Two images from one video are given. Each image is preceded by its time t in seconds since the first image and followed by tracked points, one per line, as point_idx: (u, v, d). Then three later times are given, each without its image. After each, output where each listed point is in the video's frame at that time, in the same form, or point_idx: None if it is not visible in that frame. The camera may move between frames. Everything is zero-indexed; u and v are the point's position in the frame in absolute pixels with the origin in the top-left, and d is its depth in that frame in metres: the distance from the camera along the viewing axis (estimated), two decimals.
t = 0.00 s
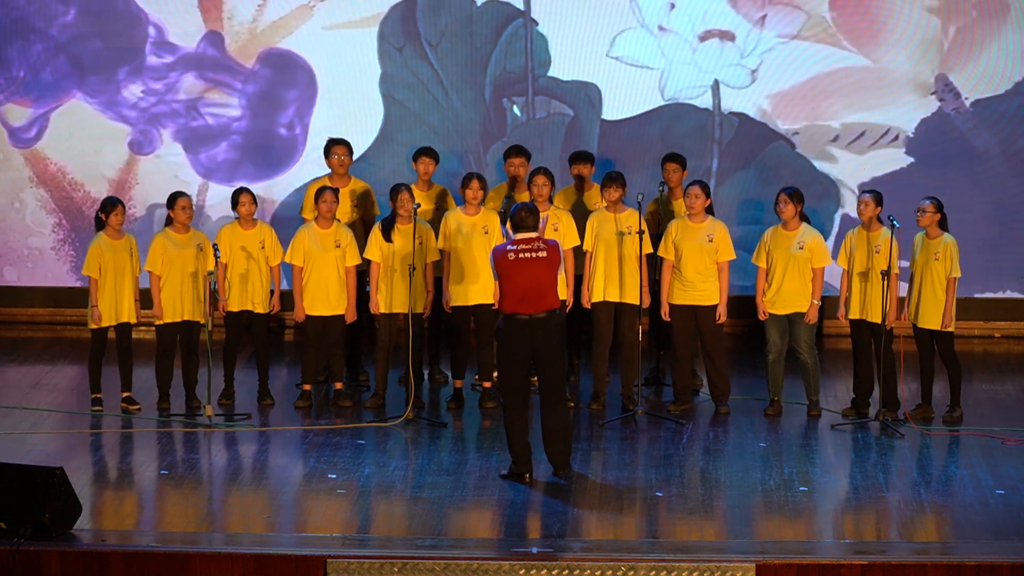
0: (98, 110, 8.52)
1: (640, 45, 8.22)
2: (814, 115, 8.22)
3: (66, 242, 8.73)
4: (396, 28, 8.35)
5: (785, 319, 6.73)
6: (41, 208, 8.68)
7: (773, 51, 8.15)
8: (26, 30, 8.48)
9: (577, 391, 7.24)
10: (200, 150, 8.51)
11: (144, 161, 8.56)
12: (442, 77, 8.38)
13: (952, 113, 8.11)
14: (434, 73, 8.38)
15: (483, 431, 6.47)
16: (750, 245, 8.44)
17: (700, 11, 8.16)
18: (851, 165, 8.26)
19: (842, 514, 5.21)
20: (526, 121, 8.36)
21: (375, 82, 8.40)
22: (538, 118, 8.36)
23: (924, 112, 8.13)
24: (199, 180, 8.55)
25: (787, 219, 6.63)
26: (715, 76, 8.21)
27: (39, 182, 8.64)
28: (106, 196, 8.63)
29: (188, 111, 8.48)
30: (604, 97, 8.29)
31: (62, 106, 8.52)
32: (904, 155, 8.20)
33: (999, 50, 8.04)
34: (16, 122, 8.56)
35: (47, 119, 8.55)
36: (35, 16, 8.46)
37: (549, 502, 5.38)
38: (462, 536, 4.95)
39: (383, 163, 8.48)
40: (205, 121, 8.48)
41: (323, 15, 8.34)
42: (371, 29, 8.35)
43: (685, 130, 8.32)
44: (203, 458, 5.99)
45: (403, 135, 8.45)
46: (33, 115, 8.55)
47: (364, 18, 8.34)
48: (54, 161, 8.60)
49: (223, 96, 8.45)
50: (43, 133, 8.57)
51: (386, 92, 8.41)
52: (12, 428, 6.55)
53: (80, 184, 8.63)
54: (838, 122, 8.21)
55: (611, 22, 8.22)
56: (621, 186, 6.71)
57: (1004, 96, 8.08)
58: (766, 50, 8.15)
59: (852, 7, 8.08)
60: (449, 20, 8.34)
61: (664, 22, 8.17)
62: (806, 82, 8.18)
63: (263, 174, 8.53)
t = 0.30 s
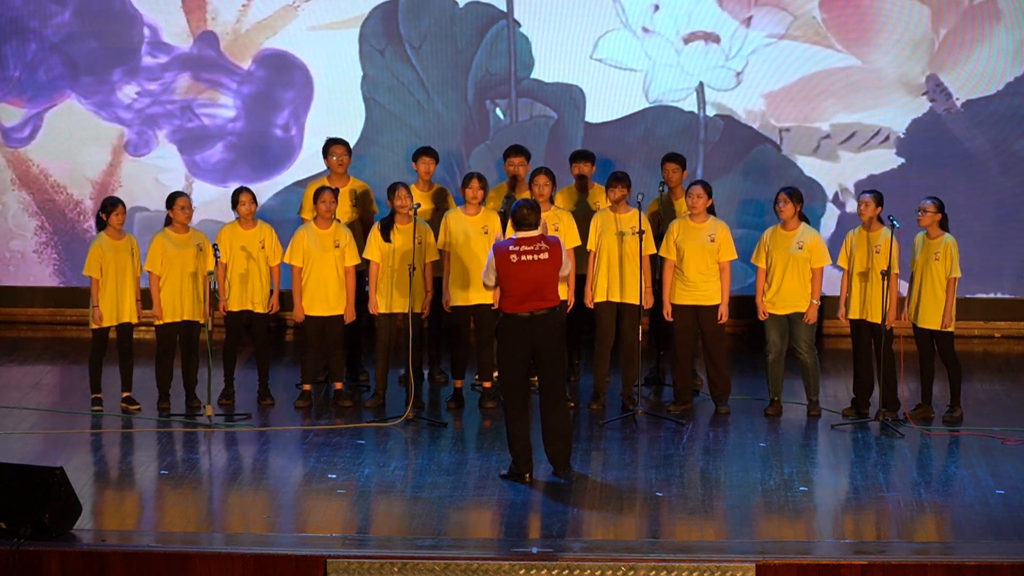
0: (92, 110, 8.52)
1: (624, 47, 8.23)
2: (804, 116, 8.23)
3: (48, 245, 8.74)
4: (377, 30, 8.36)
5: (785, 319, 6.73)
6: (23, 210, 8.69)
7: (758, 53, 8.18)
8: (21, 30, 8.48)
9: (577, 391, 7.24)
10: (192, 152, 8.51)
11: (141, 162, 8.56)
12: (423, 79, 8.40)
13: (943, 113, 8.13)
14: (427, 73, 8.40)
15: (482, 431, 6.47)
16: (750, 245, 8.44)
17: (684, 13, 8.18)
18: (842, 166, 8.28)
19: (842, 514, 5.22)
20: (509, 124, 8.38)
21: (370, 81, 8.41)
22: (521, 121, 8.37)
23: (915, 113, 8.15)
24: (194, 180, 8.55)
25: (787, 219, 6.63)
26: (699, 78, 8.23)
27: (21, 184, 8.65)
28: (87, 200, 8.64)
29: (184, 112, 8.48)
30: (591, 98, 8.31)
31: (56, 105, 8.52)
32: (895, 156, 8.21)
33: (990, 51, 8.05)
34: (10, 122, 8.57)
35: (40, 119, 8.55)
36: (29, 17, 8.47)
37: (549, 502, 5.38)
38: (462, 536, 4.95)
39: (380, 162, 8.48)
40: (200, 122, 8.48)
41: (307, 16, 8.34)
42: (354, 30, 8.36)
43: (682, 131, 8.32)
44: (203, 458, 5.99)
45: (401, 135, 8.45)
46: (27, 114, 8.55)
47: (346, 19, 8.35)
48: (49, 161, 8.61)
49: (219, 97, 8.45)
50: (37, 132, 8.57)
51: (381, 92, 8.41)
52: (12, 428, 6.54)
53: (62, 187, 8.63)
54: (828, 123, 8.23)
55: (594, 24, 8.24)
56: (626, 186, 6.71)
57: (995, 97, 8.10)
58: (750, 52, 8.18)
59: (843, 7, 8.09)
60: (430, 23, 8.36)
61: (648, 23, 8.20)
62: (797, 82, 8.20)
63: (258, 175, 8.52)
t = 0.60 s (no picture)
0: (88, 111, 8.51)
1: (608, 49, 8.23)
2: (796, 116, 8.23)
3: (31, 248, 8.75)
4: (359, 31, 8.36)
5: (785, 319, 6.73)
6: (6, 213, 8.70)
7: (745, 55, 8.17)
8: (17, 31, 8.48)
9: (576, 391, 7.23)
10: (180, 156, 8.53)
11: (138, 164, 8.56)
12: (406, 82, 8.40)
13: (935, 113, 8.13)
14: (423, 74, 8.39)
15: (482, 431, 6.47)
16: (750, 245, 8.43)
17: (670, 15, 8.17)
18: (835, 166, 8.28)
19: (842, 514, 5.22)
20: (492, 127, 8.39)
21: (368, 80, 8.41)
22: (504, 124, 8.38)
23: (907, 113, 8.15)
24: (192, 181, 8.55)
25: (787, 219, 6.63)
26: (684, 81, 8.22)
27: (5, 187, 8.66)
28: (70, 203, 8.64)
29: (181, 114, 8.48)
30: (578, 101, 8.31)
31: (53, 104, 8.51)
32: (888, 158, 8.21)
33: (983, 52, 8.06)
34: (5, 122, 8.56)
35: (37, 119, 8.54)
36: (25, 17, 8.47)
37: (549, 502, 5.38)
38: (461, 537, 4.95)
39: (378, 163, 8.48)
40: (198, 124, 8.48)
41: (293, 17, 8.35)
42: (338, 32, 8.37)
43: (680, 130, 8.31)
44: (203, 458, 5.99)
45: (399, 134, 8.45)
46: (23, 113, 8.54)
47: (331, 20, 8.35)
48: (43, 161, 8.60)
49: (217, 98, 8.45)
50: (33, 131, 8.56)
51: (377, 93, 8.41)
52: (12, 428, 6.54)
53: (45, 189, 8.63)
54: (821, 124, 8.23)
55: (579, 26, 8.24)
56: (627, 187, 6.71)
57: (988, 98, 8.10)
58: (737, 54, 8.17)
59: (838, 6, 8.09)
60: (413, 24, 8.35)
61: (633, 25, 8.19)
62: (790, 81, 8.20)
63: (256, 176, 8.52)
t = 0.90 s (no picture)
0: (90, 111, 8.51)
1: (600, 51, 8.24)
2: (794, 116, 8.23)
3: (20, 252, 8.75)
4: (348, 33, 8.36)
5: (785, 319, 6.72)
6: None
7: (738, 57, 8.17)
8: (17, 31, 8.48)
9: (576, 391, 7.23)
10: (170, 161, 8.54)
11: (140, 165, 8.56)
12: (397, 84, 8.40)
13: (935, 114, 8.13)
14: (421, 74, 8.38)
15: (482, 431, 6.47)
16: (750, 245, 8.43)
17: (662, 16, 8.16)
18: (834, 167, 8.28)
19: (843, 514, 5.22)
20: (482, 130, 8.40)
21: (366, 80, 8.41)
22: (494, 126, 8.38)
23: (906, 114, 8.15)
24: (194, 182, 8.54)
25: (787, 220, 6.63)
26: (677, 83, 8.23)
27: None
28: (60, 206, 8.64)
29: (184, 114, 8.47)
30: (571, 104, 8.31)
31: (54, 104, 8.52)
32: (887, 159, 8.22)
33: (983, 52, 8.06)
34: (6, 122, 8.56)
35: (38, 118, 8.54)
36: (25, 17, 8.47)
37: (549, 502, 5.39)
38: (461, 536, 4.95)
39: (377, 163, 8.48)
40: (200, 124, 8.48)
41: (285, 18, 8.35)
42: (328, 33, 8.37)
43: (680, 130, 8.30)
44: (203, 459, 5.99)
45: (398, 134, 8.45)
46: (25, 113, 8.54)
47: (321, 21, 8.35)
48: (41, 162, 8.60)
49: (220, 99, 8.45)
50: (34, 130, 8.56)
51: (375, 93, 8.41)
52: (12, 428, 6.54)
53: (34, 192, 8.64)
54: (819, 124, 8.23)
55: (571, 28, 8.24)
56: (625, 186, 6.70)
57: (985, 99, 8.10)
58: (730, 56, 8.18)
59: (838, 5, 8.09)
60: (403, 26, 8.34)
61: (625, 27, 8.19)
62: (788, 81, 8.19)
63: (260, 177, 8.52)
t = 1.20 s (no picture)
0: (93, 112, 8.51)
1: (591, 53, 8.24)
2: (793, 117, 8.23)
3: (9, 254, 8.75)
4: (336, 36, 8.35)
5: (786, 319, 6.72)
6: None
7: (730, 60, 8.17)
8: (17, 31, 8.48)
9: (577, 391, 7.23)
10: (160, 164, 8.54)
11: (142, 166, 8.55)
12: (388, 86, 8.40)
13: (934, 116, 8.13)
14: (418, 74, 8.37)
15: (482, 431, 6.46)
16: (749, 245, 8.43)
17: (653, 18, 8.17)
18: (833, 167, 8.29)
19: (843, 514, 5.21)
20: (472, 133, 8.39)
21: (364, 81, 8.41)
22: (484, 129, 8.38)
23: (906, 115, 8.16)
24: (196, 182, 8.54)
25: (788, 220, 6.63)
26: (669, 86, 8.23)
27: None
28: (50, 209, 8.64)
29: (188, 114, 8.47)
30: (564, 106, 8.32)
31: (56, 105, 8.52)
32: (884, 160, 8.22)
33: (982, 52, 8.06)
34: (7, 122, 8.55)
35: (41, 117, 8.53)
36: (27, 17, 8.47)
37: (550, 502, 5.38)
38: (462, 536, 4.94)
39: (376, 163, 8.49)
40: (204, 125, 8.47)
41: (276, 19, 8.35)
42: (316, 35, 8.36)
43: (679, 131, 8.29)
44: (203, 459, 5.98)
45: (397, 134, 8.45)
46: (26, 113, 8.54)
47: (311, 23, 8.35)
48: (39, 163, 8.60)
49: (224, 99, 8.44)
50: (36, 130, 8.55)
51: (370, 94, 8.42)
52: (12, 428, 6.54)
53: (23, 195, 8.64)
54: (817, 125, 8.24)
55: (562, 29, 8.23)
56: (621, 186, 6.70)
57: (983, 100, 8.10)
58: (722, 59, 8.18)
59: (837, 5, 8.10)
60: (393, 28, 8.34)
61: (616, 29, 8.19)
62: (787, 82, 8.19)
63: (266, 177, 8.52)
